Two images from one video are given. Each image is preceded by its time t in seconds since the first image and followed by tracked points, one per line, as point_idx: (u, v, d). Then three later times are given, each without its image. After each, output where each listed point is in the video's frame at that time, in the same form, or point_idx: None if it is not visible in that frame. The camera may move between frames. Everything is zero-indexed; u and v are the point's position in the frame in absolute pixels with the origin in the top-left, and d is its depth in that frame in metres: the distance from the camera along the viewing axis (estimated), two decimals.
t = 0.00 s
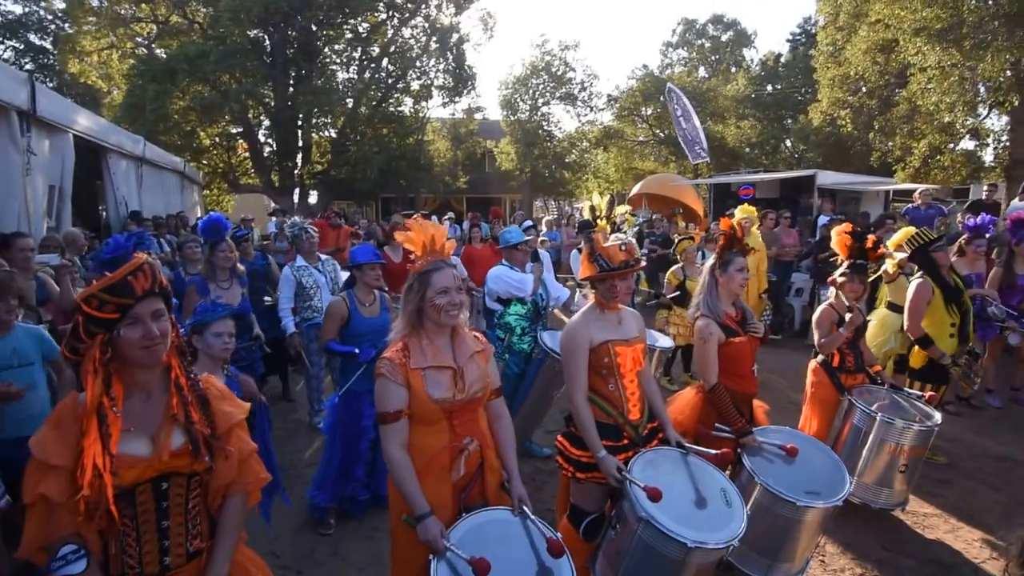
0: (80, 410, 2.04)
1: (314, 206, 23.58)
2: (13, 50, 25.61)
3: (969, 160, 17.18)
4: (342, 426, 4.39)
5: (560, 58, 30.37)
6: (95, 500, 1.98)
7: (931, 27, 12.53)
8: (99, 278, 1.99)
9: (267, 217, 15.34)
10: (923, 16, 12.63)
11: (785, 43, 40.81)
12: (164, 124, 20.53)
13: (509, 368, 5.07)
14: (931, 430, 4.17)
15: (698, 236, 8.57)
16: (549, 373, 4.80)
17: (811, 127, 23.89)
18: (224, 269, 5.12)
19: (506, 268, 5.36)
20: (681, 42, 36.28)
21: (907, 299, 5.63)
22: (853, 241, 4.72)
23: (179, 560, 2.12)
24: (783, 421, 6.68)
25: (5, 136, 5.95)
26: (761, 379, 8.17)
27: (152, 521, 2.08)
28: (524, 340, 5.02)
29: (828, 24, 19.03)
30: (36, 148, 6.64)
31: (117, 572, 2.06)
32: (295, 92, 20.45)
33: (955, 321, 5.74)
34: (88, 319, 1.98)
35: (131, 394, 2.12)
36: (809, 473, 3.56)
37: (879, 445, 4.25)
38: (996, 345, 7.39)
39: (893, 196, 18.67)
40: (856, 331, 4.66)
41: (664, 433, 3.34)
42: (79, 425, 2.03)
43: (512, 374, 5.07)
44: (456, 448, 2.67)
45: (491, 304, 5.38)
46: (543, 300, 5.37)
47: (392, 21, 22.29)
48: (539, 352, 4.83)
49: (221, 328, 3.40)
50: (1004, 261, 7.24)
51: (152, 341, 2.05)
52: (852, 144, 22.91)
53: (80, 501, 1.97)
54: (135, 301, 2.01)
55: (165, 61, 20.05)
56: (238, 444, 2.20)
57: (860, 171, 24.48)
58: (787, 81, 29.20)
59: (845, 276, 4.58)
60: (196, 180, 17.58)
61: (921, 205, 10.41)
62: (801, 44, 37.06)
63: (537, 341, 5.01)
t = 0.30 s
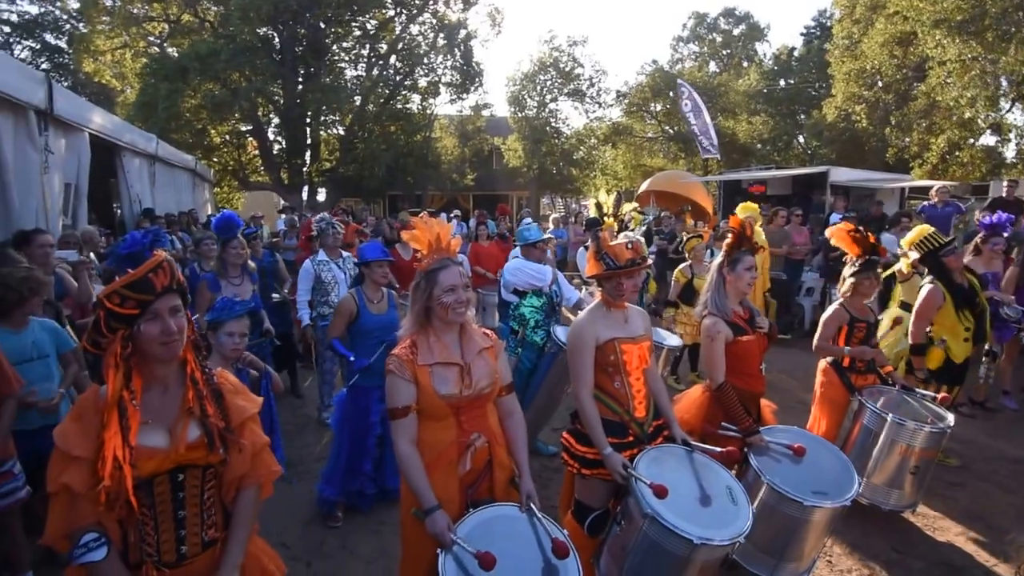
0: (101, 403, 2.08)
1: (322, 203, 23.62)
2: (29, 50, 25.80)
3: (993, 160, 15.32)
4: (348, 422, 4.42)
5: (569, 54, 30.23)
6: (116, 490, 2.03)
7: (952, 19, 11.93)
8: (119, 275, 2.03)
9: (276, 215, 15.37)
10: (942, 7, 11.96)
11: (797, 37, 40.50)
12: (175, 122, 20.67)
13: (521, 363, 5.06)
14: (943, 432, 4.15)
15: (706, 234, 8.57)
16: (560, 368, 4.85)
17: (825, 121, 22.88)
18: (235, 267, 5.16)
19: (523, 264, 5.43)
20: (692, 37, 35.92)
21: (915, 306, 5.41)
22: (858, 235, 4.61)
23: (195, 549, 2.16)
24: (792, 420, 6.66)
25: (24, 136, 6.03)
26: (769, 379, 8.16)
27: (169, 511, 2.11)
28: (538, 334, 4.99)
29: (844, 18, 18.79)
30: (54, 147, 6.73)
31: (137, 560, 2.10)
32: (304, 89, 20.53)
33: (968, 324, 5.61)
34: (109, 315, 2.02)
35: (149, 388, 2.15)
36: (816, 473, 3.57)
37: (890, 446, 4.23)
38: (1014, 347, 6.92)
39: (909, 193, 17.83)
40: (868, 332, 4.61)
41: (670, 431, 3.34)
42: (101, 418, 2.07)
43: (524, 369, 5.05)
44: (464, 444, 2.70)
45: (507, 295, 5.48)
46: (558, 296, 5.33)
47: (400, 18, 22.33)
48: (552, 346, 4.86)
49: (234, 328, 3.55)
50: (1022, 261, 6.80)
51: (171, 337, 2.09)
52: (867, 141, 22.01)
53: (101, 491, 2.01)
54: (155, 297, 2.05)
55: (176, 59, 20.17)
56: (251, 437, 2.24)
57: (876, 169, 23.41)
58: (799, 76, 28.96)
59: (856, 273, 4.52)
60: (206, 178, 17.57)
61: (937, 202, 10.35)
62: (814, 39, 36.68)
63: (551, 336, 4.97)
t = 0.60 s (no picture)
0: (117, 401, 2.11)
1: (325, 200, 23.63)
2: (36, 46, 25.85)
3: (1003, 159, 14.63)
4: (352, 420, 4.45)
5: (574, 51, 30.21)
6: (130, 487, 2.05)
7: (962, 16, 11.87)
8: (137, 276, 2.06)
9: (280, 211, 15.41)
10: (952, 4, 11.85)
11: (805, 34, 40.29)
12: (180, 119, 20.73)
13: (523, 362, 5.06)
14: (947, 435, 4.13)
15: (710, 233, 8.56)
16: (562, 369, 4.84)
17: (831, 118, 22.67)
18: (241, 265, 5.18)
19: (530, 264, 5.50)
20: (698, 33, 35.79)
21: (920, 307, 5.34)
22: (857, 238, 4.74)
23: (206, 545, 2.17)
24: (794, 422, 6.65)
25: (35, 134, 6.09)
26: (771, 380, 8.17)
27: (181, 506, 2.14)
28: (540, 334, 5.03)
29: (852, 15, 18.66)
30: (62, 146, 6.78)
31: (150, 555, 2.11)
32: (308, 86, 20.55)
33: (972, 330, 5.61)
34: (125, 314, 2.04)
35: (162, 387, 2.18)
36: (819, 475, 3.56)
37: (893, 449, 4.23)
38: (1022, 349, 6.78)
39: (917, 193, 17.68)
40: (870, 334, 4.63)
41: (671, 432, 3.37)
42: (116, 416, 2.09)
43: (526, 369, 5.04)
44: (469, 444, 2.72)
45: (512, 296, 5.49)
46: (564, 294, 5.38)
47: (404, 14, 22.26)
48: (552, 346, 4.86)
49: (242, 330, 3.58)
50: None
51: (185, 337, 2.12)
52: (876, 138, 21.68)
53: (116, 488, 2.03)
54: (170, 297, 2.07)
55: (181, 56, 20.20)
56: (261, 435, 2.28)
57: (883, 166, 23.14)
58: (806, 73, 28.83)
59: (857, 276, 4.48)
60: (210, 175, 17.58)
61: (946, 202, 10.35)
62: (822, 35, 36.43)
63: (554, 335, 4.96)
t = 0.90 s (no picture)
0: (128, 400, 2.18)
1: (322, 198, 23.60)
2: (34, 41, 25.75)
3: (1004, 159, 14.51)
4: (350, 420, 4.46)
5: (573, 49, 30.20)
6: (140, 486, 2.12)
7: (963, 17, 11.89)
8: (152, 279, 2.14)
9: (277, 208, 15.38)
10: (951, 5, 11.98)
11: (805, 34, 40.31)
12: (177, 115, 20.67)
13: (521, 364, 5.07)
14: (944, 438, 4.15)
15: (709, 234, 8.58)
16: (560, 372, 4.85)
17: (831, 119, 22.69)
18: (242, 264, 5.17)
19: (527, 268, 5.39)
20: (697, 31, 35.78)
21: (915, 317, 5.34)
22: (853, 240, 4.54)
23: (213, 543, 2.24)
24: (791, 425, 6.67)
25: (39, 133, 6.11)
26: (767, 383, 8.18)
27: (188, 506, 2.20)
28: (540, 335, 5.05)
29: (852, 15, 18.62)
30: (64, 144, 6.79)
31: (158, 553, 2.19)
32: (307, 83, 20.51)
33: (967, 331, 5.63)
34: (137, 316, 2.11)
35: (171, 388, 2.23)
36: (816, 479, 3.56)
37: (890, 452, 4.24)
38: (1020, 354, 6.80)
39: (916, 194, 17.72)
40: (867, 338, 4.63)
41: (669, 435, 3.38)
42: (128, 415, 2.17)
43: (523, 371, 5.02)
44: (468, 446, 2.74)
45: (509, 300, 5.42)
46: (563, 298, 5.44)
47: (404, 11, 22.23)
48: (552, 348, 4.84)
49: (244, 333, 3.49)
50: None
51: (194, 338, 2.19)
52: (876, 138, 21.60)
53: (127, 486, 2.10)
54: (181, 300, 2.16)
55: (180, 52, 20.17)
56: (266, 435, 2.33)
57: (883, 166, 23.15)
58: (806, 73, 28.88)
59: (847, 280, 4.51)
60: (207, 171, 17.51)
61: (945, 204, 10.37)
62: (822, 34, 36.47)
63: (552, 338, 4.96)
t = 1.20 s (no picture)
0: (143, 404, 2.26)
1: (320, 195, 23.58)
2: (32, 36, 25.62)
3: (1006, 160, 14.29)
4: (350, 420, 4.46)
5: (573, 47, 30.18)
6: (155, 487, 2.19)
7: (964, 19, 11.91)
8: (167, 289, 2.21)
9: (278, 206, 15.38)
10: (954, 6, 11.95)
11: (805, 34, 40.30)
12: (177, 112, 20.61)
13: (519, 367, 5.10)
14: (941, 441, 4.15)
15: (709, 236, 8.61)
16: (558, 376, 4.86)
17: (831, 120, 22.68)
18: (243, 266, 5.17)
19: (520, 273, 5.29)
20: (698, 30, 35.76)
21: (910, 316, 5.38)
22: (852, 249, 4.58)
23: (222, 544, 2.31)
24: (790, 427, 6.68)
25: (44, 133, 6.10)
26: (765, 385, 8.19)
27: (199, 507, 2.27)
28: (539, 338, 5.01)
29: (852, 15, 18.60)
30: (67, 143, 6.79)
31: (170, 553, 2.26)
32: (306, 80, 20.49)
33: (959, 337, 5.62)
34: (154, 323, 2.20)
35: (184, 392, 2.31)
36: (813, 483, 3.56)
37: (888, 456, 4.24)
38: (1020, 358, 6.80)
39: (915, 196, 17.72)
40: (864, 343, 4.65)
41: (667, 439, 3.41)
42: (143, 419, 2.24)
43: (523, 373, 5.06)
44: (470, 448, 2.76)
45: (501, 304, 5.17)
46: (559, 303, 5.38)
47: (404, 10, 22.24)
48: (551, 352, 4.82)
49: (247, 334, 3.21)
50: None
51: (208, 344, 2.27)
52: (876, 138, 21.56)
53: (142, 488, 2.17)
54: (196, 308, 2.23)
55: (180, 49, 20.13)
56: (275, 439, 2.41)
57: (883, 168, 23.13)
58: (806, 72, 28.94)
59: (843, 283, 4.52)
60: (205, 168, 17.44)
61: (946, 207, 10.39)
62: (823, 34, 36.49)
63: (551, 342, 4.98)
